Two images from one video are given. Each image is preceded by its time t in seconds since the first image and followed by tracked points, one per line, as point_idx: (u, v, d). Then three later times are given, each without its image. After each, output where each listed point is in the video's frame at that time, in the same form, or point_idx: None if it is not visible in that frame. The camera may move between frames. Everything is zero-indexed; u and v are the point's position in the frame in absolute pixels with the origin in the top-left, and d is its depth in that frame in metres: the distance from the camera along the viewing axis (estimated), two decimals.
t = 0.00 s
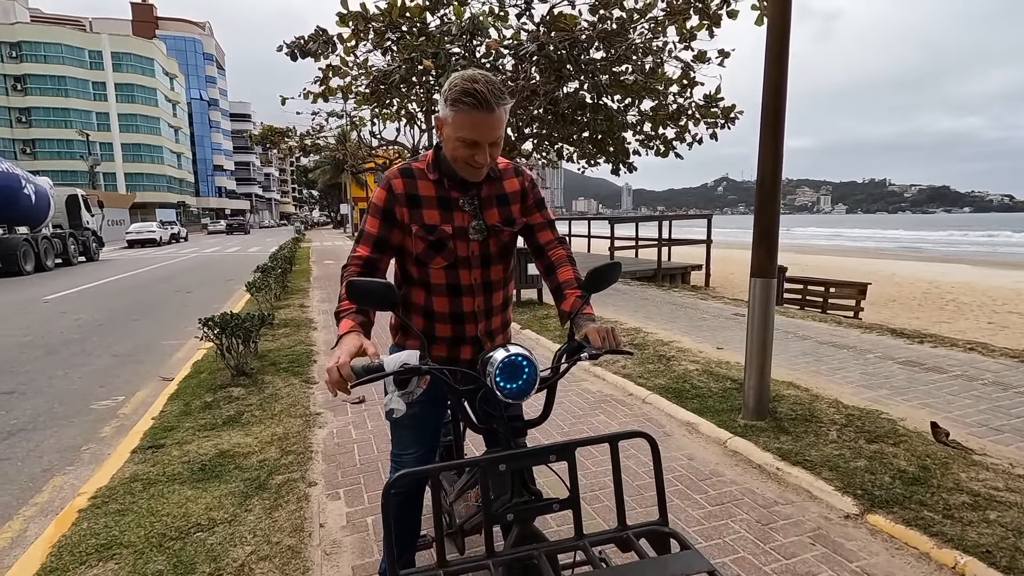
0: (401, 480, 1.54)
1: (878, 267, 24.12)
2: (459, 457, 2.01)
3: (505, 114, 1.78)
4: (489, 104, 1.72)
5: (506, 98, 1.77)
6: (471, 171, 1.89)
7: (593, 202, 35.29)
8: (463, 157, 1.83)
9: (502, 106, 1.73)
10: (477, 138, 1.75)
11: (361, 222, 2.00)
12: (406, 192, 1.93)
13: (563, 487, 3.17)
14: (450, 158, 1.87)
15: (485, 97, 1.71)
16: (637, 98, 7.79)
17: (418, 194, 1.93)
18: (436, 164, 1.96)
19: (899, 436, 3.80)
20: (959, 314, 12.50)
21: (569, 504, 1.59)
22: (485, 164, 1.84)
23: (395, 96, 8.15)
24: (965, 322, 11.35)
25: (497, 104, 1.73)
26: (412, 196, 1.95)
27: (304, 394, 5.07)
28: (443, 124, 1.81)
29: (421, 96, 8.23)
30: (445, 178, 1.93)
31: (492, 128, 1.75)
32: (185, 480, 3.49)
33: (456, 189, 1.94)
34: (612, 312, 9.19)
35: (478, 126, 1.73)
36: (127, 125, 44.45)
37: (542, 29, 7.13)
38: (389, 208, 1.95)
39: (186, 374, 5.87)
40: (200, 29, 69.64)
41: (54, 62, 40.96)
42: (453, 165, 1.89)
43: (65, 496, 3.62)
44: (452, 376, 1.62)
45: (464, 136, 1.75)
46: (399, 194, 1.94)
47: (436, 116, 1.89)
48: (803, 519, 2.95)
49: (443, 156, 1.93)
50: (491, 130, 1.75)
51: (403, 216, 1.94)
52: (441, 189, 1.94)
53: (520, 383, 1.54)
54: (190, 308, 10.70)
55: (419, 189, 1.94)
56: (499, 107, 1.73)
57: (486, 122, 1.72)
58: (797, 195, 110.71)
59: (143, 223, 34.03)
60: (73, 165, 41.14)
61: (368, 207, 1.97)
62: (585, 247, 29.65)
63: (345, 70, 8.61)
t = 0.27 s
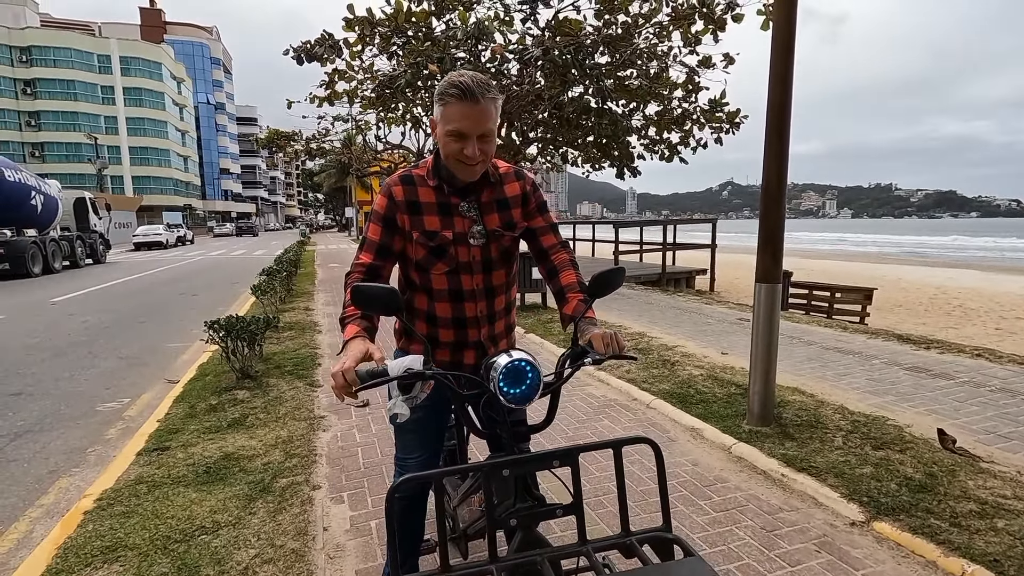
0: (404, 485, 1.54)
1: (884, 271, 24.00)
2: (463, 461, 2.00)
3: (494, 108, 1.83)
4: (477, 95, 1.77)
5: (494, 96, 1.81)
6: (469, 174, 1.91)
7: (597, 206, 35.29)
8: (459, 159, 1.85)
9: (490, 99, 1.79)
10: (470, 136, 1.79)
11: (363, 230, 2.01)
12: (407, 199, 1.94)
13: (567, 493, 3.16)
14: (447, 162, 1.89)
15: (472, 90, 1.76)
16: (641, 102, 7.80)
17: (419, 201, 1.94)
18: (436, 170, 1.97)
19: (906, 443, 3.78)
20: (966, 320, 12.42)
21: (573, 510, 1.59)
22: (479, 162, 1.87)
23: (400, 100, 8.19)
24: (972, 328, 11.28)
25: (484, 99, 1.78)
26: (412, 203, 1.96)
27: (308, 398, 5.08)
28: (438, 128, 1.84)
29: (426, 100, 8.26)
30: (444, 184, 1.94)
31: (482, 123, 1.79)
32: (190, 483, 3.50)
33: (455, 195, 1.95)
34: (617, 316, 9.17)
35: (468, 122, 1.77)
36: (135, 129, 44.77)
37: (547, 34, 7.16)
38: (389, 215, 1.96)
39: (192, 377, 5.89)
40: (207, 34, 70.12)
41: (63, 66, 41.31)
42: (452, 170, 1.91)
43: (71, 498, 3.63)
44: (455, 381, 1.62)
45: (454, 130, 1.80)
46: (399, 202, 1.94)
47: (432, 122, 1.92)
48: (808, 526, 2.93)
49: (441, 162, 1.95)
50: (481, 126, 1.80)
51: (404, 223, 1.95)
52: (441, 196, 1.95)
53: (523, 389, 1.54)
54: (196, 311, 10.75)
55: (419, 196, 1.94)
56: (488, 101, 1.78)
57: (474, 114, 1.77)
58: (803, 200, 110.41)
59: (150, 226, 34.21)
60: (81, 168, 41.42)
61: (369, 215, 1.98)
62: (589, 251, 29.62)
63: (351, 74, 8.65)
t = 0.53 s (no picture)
0: (410, 487, 1.55)
1: (890, 276, 23.90)
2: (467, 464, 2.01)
3: (493, 105, 1.86)
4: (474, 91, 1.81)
5: (493, 96, 1.83)
6: (472, 175, 1.92)
7: (602, 209, 35.31)
8: (461, 160, 1.87)
9: (488, 97, 1.82)
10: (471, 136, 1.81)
11: (368, 233, 2.01)
12: (411, 202, 1.94)
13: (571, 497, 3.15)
14: (450, 164, 1.90)
15: (471, 89, 1.79)
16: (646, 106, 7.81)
17: (423, 204, 1.95)
18: (440, 174, 1.97)
19: (912, 448, 3.76)
20: (973, 326, 12.36)
21: (577, 513, 1.59)
22: (481, 161, 1.88)
23: (406, 103, 8.22)
24: (979, 334, 11.21)
25: (482, 98, 1.81)
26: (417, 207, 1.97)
27: (313, 400, 5.10)
28: (440, 130, 1.86)
29: (431, 103, 8.29)
30: (448, 187, 1.95)
31: (481, 121, 1.82)
32: (194, 484, 3.51)
33: (459, 199, 1.96)
34: (621, 320, 9.16)
35: (468, 120, 1.80)
36: (143, 132, 45.06)
37: (552, 37, 7.20)
38: (394, 219, 1.96)
39: (197, 378, 5.91)
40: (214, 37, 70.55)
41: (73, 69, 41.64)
42: (455, 172, 1.92)
43: (77, 498, 3.65)
44: (461, 383, 1.63)
45: (453, 127, 1.83)
46: (404, 206, 1.95)
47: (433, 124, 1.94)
48: (813, 532, 2.92)
49: (445, 165, 1.96)
50: (479, 125, 1.82)
51: (408, 226, 1.96)
52: (445, 199, 1.95)
53: (529, 393, 1.54)
54: (202, 312, 10.79)
55: (423, 199, 1.95)
56: (486, 99, 1.81)
57: (472, 111, 1.80)
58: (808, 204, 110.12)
59: (157, 228, 34.39)
60: (89, 170, 41.69)
61: (374, 218, 1.99)
62: (594, 254, 29.63)
63: (357, 78, 8.69)
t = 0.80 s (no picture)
0: (417, 499, 1.57)
1: (894, 280, 23.83)
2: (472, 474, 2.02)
3: (498, 116, 1.89)
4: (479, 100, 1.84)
5: (496, 109, 1.87)
6: (478, 186, 1.94)
7: (605, 212, 35.31)
8: (466, 171, 1.89)
9: (492, 107, 1.85)
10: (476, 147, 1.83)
11: (375, 244, 2.03)
12: (418, 214, 1.96)
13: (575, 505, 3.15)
14: (456, 175, 1.92)
15: (476, 99, 1.83)
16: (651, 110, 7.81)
17: (430, 216, 1.96)
18: (447, 185, 1.99)
19: (916, 458, 3.75)
20: (977, 331, 12.30)
21: (582, 527, 1.60)
22: (487, 170, 1.90)
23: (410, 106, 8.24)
24: (984, 340, 11.17)
25: (487, 111, 1.84)
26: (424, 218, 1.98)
27: (317, 404, 5.11)
28: (445, 142, 1.88)
29: (436, 106, 8.32)
30: (455, 198, 1.97)
31: (486, 131, 1.84)
32: (199, 488, 3.53)
33: (466, 210, 1.97)
34: (624, 324, 9.16)
35: (473, 130, 1.83)
36: (149, 132, 45.28)
37: (557, 41, 7.21)
38: (401, 230, 1.98)
39: (202, 381, 5.94)
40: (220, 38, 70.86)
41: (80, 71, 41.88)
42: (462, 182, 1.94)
43: (83, 501, 3.67)
44: (468, 396, 1.64)
45: (458, 139, 1.85)
46: (411, 217, 1.96)
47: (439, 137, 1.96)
48: (817, 542, 2.92)
49: (451, 177, 1.98)
50: (484, 137, 1.84)
51: (415, 237, 1.97)
52: (452, 211, 1.97)
53: (536, 406, 1.55)
54: (206, 314, 10.83)
55: (430, 211, 1.97)
56: (490, 110, 1.85)
57: (478, 123, 1.83)
58: (813, 207, 109.89)
59: (162, 229, 34.52)
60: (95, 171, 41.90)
61: (381, 229, 2.01)
62: (597, 257, 29.63)
63: (362, 80, 8.72)
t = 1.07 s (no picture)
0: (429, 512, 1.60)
1: (897, 285, 23.81)
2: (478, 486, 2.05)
3: (504, 134, 1.95)
4: (486, 119, 1.91)
5: (502, 128, 1.92)
6: (486, 204, 1.98)
7: (608, 214, 35.35)
8: (474, 189, 1.93)
9: (500, 126, 1.91)
10: (484, 168, 1.89)
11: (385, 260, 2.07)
12: (428, 231, 2.00)
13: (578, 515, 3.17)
14: (464, 193, 1.97)
15: (484, 118, 1.89)
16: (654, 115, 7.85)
17: (439, 233, 2.00)
18: (456, 203, 2.04)
19: (916, 468, 3.78)
20: (980, 338, 12.31)
21: (588, 541, 1.63)
22: (496, 185, 1.95)
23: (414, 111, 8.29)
24: (986, 347, 11.18)
25: (494, 130, 1.89)
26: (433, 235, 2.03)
27: (321, 409, 5.15)
28: (453, 160, 1.93)
29: (440, 111, 8.36)
30: (465, 215, 2.01)
31: (494, 149, 1.90)
32: (206, 494, 3.57)
33: (475, 227, 2.02)
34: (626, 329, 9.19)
35: (482, 149, 1.88)
36: (154, 133, 45.45)
37: (561, 47, 7.26)
38: (411, 247, 2.02)
39: (207, 385, 5.98)
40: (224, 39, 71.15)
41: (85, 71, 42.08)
42: (471, 200, 1.98)
43: (91, 506, 3.72)
44: (479, 413, 1.67)
45: (466, 158, 1.90)
46: (421, 235, 2.00)
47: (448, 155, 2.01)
48: (817, 553, 2.95)
49: (460, 195, 2.02)
50: (491, 155, 1.89)
51: (424, 254, 2.01)
52: (461, 228, 2.01)
53: (545, 423, 1.59)
54: (210, 316, 10.89)
55: (440, 228, 2.01)
56: (498, 128, 1.91)
57: (484, 141, 1.88)
58: (816, 210, 109.76)
59: (166, 229, 34.63)
60: (100, 171, 42.10)
61: (392, 246, 2.04)
62: (599, 260, 29.66)
63: (366, 85, 8.78)
